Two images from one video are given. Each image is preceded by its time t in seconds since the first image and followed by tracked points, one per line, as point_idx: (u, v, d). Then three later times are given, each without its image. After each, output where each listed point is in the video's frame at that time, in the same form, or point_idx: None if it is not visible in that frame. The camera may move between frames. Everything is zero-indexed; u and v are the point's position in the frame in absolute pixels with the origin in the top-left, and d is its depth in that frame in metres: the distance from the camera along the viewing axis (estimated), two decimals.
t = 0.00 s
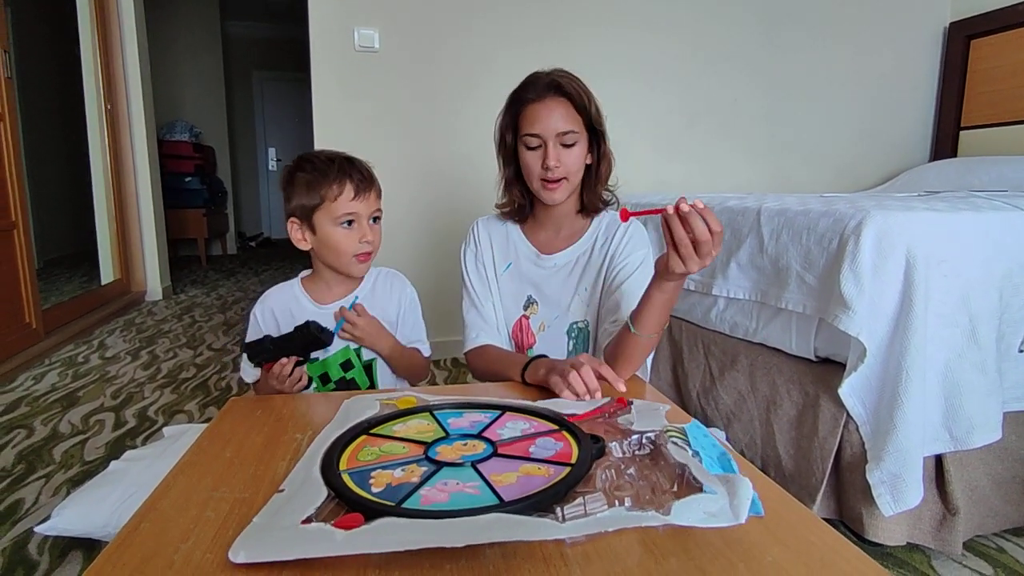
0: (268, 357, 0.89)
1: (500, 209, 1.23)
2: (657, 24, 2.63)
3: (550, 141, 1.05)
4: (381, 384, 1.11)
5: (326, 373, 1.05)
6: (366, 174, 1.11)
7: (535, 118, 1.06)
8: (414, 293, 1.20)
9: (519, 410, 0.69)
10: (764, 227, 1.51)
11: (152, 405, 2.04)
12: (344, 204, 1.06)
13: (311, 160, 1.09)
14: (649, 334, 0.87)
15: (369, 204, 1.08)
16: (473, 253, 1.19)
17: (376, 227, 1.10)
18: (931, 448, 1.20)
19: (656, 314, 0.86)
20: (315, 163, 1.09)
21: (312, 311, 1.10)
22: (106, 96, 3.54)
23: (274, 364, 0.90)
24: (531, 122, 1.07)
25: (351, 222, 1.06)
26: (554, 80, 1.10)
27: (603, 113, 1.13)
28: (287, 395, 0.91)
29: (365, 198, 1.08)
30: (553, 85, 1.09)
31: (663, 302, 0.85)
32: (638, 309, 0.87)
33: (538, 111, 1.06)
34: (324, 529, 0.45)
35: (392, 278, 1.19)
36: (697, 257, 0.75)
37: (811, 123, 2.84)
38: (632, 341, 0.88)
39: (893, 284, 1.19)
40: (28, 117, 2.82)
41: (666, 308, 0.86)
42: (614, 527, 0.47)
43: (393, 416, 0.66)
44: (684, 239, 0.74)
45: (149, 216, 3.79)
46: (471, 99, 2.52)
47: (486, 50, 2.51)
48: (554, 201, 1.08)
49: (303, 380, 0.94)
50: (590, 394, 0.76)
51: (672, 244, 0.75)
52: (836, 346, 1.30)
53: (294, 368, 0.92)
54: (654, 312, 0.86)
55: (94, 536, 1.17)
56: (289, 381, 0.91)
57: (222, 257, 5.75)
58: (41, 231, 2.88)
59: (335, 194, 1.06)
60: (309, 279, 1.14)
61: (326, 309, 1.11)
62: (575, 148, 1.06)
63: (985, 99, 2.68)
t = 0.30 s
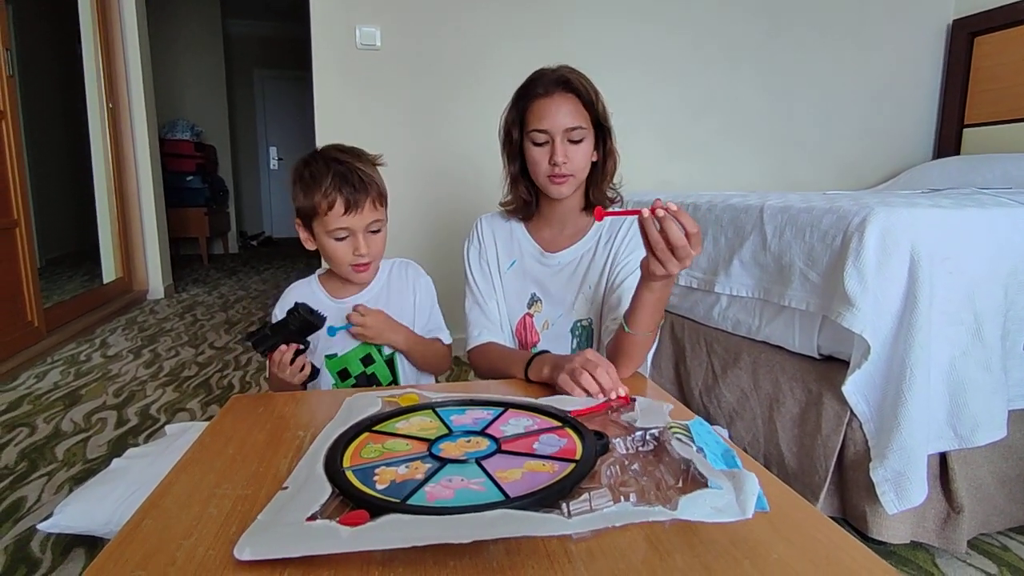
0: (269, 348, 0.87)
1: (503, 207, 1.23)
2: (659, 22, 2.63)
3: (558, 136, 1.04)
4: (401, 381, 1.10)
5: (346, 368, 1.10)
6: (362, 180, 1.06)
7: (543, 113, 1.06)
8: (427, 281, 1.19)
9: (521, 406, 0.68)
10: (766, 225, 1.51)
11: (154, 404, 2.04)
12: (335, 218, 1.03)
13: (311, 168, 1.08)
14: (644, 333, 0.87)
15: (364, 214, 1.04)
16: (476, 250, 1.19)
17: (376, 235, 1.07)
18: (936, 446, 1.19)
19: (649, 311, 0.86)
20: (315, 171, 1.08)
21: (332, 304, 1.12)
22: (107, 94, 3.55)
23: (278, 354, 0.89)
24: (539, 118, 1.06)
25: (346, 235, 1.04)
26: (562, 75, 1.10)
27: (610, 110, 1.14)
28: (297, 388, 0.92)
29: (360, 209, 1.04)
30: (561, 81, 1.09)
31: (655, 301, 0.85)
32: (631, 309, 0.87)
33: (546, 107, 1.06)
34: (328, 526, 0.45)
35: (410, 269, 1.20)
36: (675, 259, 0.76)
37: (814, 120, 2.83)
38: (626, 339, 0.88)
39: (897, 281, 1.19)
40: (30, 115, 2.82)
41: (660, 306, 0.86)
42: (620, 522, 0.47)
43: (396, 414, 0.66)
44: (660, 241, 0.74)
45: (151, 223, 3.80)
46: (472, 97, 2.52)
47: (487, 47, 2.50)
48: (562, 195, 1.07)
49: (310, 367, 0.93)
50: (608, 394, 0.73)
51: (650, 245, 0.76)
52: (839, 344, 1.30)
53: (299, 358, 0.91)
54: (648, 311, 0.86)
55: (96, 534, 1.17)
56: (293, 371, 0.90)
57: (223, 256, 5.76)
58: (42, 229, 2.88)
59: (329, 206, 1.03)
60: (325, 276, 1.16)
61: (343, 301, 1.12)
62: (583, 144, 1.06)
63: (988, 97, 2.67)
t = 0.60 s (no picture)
0: (305, 342, 0.87)
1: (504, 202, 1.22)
2: (660, 20, 2.62)
3: (553, 132, 1.05)
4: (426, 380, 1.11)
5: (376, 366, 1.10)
6: (380, 175, 1.07)
7: (540, 109, 1.06)
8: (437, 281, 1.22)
9: (524, 404, 0.68)
10: (768, 223, 1.51)
11: (156, 402, 2.05)
12: (352, 210, 1.03)
13: (328, 161, 1.08)
14: (638, 331, 0.87)
15: (381, 208, 1.05)
16: (477, 245, 1.19)
17: (390, 230, 1.07)
18: (937, 444, 1.19)
19: (639, 311, 0.86)
20: (332, 164, 1.08)
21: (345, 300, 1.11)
22: (108, 93, 3.55)
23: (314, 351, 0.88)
24: (535, 113, 1.07)
25: (362, 227, 1.04)
26: (559, 72, 1.09)
27: (609, 107, 1.13)
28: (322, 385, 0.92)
29: (376, 202, 1.04)
30: (558, 77, 1.09)
31: (642, 301, 0.86)
32: (623, 309, 0.87)
33: (543, 103, 1.06)
34: (327, 522, 0.45)
35: (419, 269, 1.20)
36: (652, 258, 0.77)
37: (815, 119, 2.83)
38: (622, 339, 0.88)
39: (898, 278, 1.19)
40: (32, 114, 2.82)
41: (649, 304, 0.86)
42: (620, 521, 0.47)
43: (399, 411, 0.66)
44: (633, 244, 0.77)
45: (150, 205, 3.78)
46: (473, 95, 2.52)
47: (488, 46, 2.50)
48: (558, 195, 1.07)
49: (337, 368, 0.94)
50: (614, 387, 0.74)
51: (626, 248, 0.78)
52: (841, 342, 1.30)
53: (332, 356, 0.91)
54: (638, 310, 0.86)
55: (98, 530, 1.17)
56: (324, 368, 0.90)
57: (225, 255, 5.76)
58: (43, 228, 2.88)
59: (347, 198, 1.04)
60: (336, 272, 1.15)
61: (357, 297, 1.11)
62: (579, 140, 1.06)
63: (990, 95, 2.67)
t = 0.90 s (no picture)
0: (327, 333, 0.89)
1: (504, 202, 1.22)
2: (662, 21, 2.62)
3: (547, 131, 1.05)
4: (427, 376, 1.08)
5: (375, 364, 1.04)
6: (389, 177, 1.07)
7: (534, 109, 1.06)
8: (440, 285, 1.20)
9: (552, 399, 0.69)
10: (770, 223, 1.51)
11: (156, 401, 2.05)
12: (361, 211, 1.04)
13: (338, 161, 1.08)
14: (644, 332, 0.87)
15: (389, 209, 1.05)
16: (480, 244, 1.19)
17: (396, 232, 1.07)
18: (940, 445, 1.19)
19: (646, 310, 0.86)
20: (342, 164, 1.08)
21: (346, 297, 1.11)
22: (109, 93, 3.55)
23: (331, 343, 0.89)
24: (530, 114, 1.07)
25: (369, 228, 1.04)
26: (553, 71, 1.09)
27: (607, 103, 1.11)
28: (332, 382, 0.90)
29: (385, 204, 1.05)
30: (551, 77, 1.08)
31: (649, 300, 0.85)
32: (629, 311, 0.87)
33: (537, 104, 1.07)
34: (402, 514, 0.45)
35: (419, 271, 1.20)
36: (661, 253, 0.77)
37: (817, 119, 2.83)
38: (627, 339, 0.88)
39: (900, 279, 1.19)
40: (33, 113, 2.82)
41: (655, 306, 0.86)
42: (687, 495, 0.50)
43: (430, 407, 0.66)
44: (638, 239, 0.77)
45: (150, 202, 3.78)
46: (475, 96, 2.52)
47: (490, 46, 2.50)
48: (557, 193, 1.06)
49: (352, 365, 0.94)
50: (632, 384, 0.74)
51: (630, 245, 0.78)
52: (843, 343, 1.30)
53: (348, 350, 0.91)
54: (644, 310, 0.86)
55: (99, 530, 1.17)
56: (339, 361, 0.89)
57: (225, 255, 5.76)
58: (44, 228, 2.88)
59: (355, 199, 1.04)
60: (340, 271, 1.15)
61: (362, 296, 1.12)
62: (575, 138, 1.06)
63: (992, 96, 2.66)
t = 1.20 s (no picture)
0: (327, 338, 0.88)
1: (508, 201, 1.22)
2: (663, 21, 2.62)
3: (556, 134, 1.04)
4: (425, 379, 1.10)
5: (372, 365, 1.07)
6: (385, 177, 1.07)
7: (543, 111, 1.06)
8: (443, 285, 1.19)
9: (552, 398, 0.69)
10: (771, 224, 1.51)
11: (156, 401, 2.05)
12: (356, 210, 1.03)
13: (336, 161, 1.08)
14: (644, 330, 0.87)
15: (384, 209, 1.04)
16: (483, 244, 1.19)
17: (393, 231, 1.06)
18: (941, 446, 1.19)
19: (647, 310, 0.86)
20: (339, 164, 1.08)
21: (345, 299, 1.11)
22: (110, 93, 3.55)
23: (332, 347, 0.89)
24: (539, 115, 1.06)
25: (364, 227, 1.04)
26: (563, 72, 1.08)
27: (616, 107, 1.11)
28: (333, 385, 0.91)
29: (380, 204, 1.04)
30: (561, 78, 1.07)
31: (649, 297, 0.86)
32: (630, 309, 0.87)
33: (546, 105, 1.06)
34: (397, 516, 0.45)
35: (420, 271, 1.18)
36: (660, 243, 0.77)
37: (817, 120, 2.83)
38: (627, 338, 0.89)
39: (901, 280, 1.19)
40: (33, 113, 2.82)
41: (657, 305, 0.87)
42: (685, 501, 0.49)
43: (431, 407, 0.66)
44: (642, 228, 0.76)
45: (151, 202, 3.78)
46: (476, 96, 2.52)
47: (491, 46, 2.50)
48: (561, 196, 1.06)
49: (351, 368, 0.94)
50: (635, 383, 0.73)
51: (630, 232, 0.77)
52: (843, 344, 1.30)
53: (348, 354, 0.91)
54: (646, 308, 0.86)
55: (99, 530, 1.17)
56: (341, 365, 0.90)
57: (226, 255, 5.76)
58: (44, 227, 2.88)
59: (350, 199, 1.04)
60: (341, 272, 1.15)
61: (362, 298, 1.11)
62: (582, 142, 1.05)
63: (992, 97, 2.66)
